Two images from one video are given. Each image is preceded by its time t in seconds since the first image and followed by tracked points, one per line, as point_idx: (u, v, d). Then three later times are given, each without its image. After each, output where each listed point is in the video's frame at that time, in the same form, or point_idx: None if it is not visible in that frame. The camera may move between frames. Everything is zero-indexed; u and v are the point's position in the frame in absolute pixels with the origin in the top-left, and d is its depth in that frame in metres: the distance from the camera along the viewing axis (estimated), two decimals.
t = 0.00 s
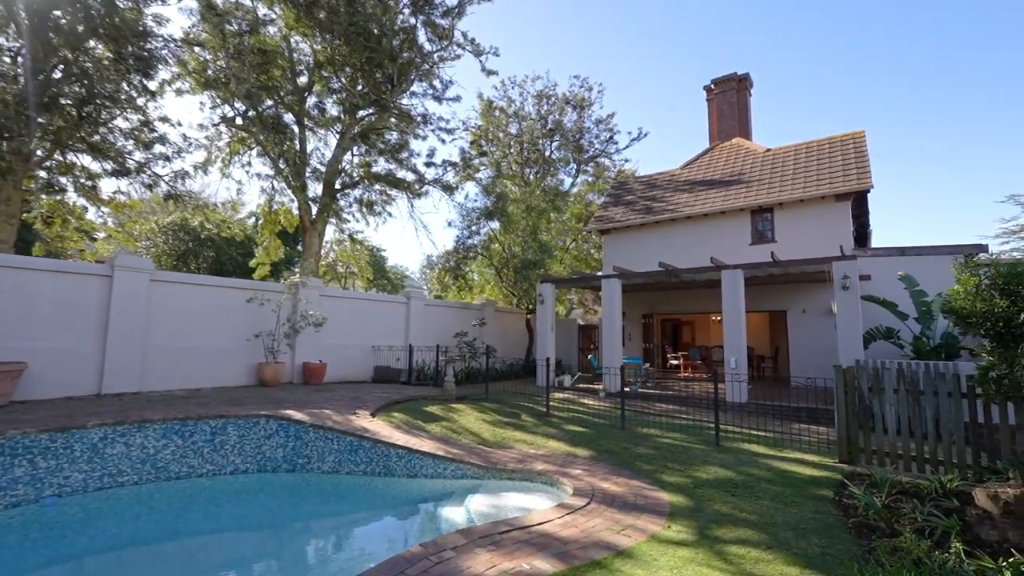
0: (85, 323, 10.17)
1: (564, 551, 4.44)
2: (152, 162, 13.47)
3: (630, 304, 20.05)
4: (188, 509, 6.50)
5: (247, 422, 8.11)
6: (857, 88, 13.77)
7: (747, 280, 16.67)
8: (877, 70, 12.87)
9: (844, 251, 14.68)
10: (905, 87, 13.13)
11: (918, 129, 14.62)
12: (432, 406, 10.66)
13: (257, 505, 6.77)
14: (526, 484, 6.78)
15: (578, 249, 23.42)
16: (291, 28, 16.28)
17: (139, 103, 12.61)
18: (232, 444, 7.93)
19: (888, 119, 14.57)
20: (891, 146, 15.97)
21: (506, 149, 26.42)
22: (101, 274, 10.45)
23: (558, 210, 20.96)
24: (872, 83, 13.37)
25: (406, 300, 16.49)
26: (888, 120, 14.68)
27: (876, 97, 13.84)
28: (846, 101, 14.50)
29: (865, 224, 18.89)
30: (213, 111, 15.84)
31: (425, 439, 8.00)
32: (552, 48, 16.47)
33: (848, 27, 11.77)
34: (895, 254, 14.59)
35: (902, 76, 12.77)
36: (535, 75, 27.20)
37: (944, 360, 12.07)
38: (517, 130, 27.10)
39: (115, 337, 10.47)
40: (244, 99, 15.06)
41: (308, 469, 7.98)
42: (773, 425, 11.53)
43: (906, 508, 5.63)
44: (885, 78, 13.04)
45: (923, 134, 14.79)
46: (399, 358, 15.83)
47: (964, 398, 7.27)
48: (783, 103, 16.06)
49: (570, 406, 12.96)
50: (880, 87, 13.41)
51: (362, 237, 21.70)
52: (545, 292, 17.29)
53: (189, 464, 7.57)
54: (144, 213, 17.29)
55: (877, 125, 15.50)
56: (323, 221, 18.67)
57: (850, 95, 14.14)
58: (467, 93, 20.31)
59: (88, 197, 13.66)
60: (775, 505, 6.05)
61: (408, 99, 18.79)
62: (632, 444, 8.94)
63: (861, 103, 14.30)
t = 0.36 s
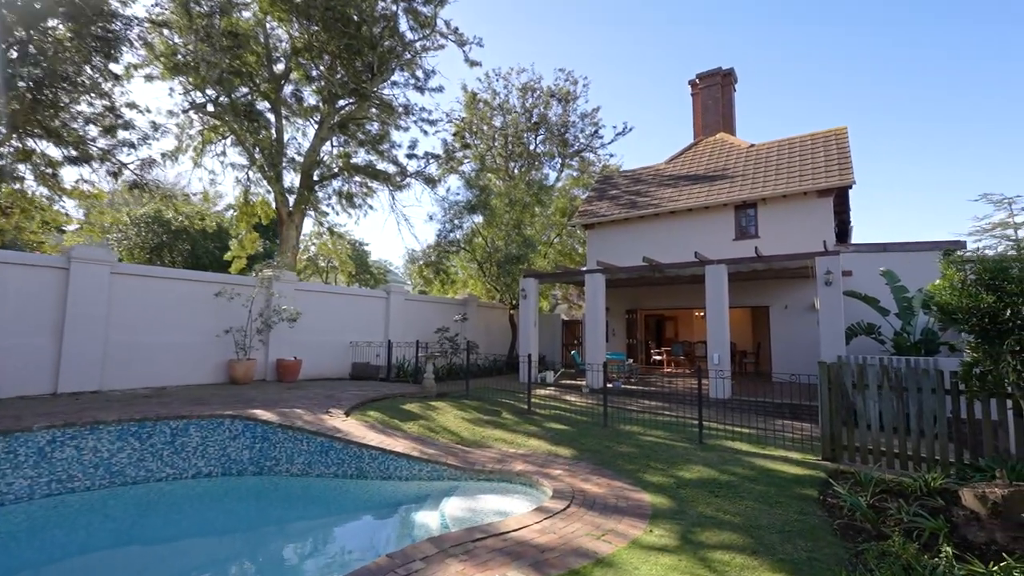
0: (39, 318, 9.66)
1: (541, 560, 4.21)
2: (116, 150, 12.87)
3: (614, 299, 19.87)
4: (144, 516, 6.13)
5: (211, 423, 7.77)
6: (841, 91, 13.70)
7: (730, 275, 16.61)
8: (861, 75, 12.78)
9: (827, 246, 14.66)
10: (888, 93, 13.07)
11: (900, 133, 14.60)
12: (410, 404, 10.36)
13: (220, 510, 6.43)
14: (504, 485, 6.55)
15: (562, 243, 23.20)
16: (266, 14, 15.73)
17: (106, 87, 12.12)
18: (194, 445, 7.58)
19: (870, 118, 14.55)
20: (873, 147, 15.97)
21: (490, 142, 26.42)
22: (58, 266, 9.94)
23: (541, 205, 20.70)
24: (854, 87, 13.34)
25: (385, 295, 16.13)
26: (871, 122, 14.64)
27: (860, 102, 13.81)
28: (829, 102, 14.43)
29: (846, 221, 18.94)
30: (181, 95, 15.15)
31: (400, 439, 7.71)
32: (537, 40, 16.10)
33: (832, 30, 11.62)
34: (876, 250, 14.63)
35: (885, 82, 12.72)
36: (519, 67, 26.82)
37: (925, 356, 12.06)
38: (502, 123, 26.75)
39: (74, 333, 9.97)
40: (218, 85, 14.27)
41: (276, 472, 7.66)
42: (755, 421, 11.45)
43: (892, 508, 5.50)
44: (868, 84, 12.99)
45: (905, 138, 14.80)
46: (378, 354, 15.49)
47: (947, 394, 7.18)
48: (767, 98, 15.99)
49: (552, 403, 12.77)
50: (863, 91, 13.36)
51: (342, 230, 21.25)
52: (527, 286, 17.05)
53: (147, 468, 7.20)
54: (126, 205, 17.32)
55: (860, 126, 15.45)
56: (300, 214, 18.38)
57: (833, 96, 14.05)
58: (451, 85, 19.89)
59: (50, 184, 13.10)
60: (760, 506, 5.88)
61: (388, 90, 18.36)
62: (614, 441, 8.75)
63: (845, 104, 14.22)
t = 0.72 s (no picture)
0: None
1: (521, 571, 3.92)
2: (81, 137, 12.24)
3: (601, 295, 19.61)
4: (97, 523, 5.74)
5: (173, 424, 7.41)
6: (829, 88, 13.57)
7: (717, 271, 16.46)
8: (851, 74, 12.65)
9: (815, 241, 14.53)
10: (882, 94, 12.92)
11: (887, 131, 14.51)
12: (390, 402, 10.00)
13: (182, 516, 6.05)
14: (485, 487, 6.24)
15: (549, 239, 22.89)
16: None
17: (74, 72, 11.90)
18: (155, 448, 7.20)
19: (858, 114, 14.45)
20: (859, 144, 15.89)
21: (476, 136, 26.09)
22: (13, 257, 9.42)
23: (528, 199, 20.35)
24: (844, 86, 13.20)
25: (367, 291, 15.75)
26: (860, 119, 14.58)
27: (852, 103, 13.68)
28: (818, 98, 14.30)
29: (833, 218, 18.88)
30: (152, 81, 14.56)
31: (377, 440, 7.36)
32: (524, 32, 15.65)
33: (820, 28, 11.48)
34: (863, 246, 14.55)
35: (875, 82, 12.58)
36: (507, 60, 26.38)
37: (911, 352, 11.97)
38: (488, 117, 26.32)
39: (30, 328, 9.46)
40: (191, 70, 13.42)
41: (243, 475, 7.29)
42: (743, 419, 11.27)
43: (887, 510, 5.29)
44: (862, 85, 12.87)
45: (890, 136, 14.69)
46: (359, 351, 15.09)
47: (941, 391, 7.00)
48: (755, 92, 15.82)
49: (537, 400, 12.48)
50: (851, 90, 13.22)
51: (323, 224, 20.74)
52: (513, 282, 16.76)
53: (103, 472, 6.79)
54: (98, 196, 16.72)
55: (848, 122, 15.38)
56: (279, 207, 18.28)
57: (821, 94, 13.93)
58: (436, 77, 19.40)
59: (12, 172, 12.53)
60: (752, 508, 5.64)
61: (371, 81, 17.86)
62: (600, 441, 8.48)
63: (835, 101, 14.09)
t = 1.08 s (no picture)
0: None
1: None
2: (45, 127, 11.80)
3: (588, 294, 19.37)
4: (44, 541, 5.34)
5: (132, 434, 7.00)
6: (817, 89, 13.46)
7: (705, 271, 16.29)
8: (838, 75, 12.53)
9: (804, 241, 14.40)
10: (870, 96, 12.81)
11: (875, 133, 14.45)
12: (369, 406, 9.63)
13: (140, 532, 5.66)
14: (466, 498, 5.93)
15: (537, 238, 22.60)
16: None
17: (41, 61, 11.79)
18: (112, 459, 6.80)
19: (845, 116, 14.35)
20: (846, 145, 15.81)
21: (464, 133, 25.72)
22: None
23: (514, 197, 20.05)
24: (831, 87, 13.08)
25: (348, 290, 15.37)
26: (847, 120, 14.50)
27: (841, 104, 13.57)
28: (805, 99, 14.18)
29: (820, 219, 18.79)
30: (122, 71, 13.84)
31: (352, 448, 7.01)
32: (510, 31, 15.30)
33: (808, 29, 11.30)
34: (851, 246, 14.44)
35: (863, 83, 12.47)
36: (495, 57, 26.08)
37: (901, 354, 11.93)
38: (476, 114, 25.96)
39: None
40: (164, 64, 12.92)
41: (208, 487, 6.90)
42: (732, 422, 11.06)
43: (884, 522, 5.07)
44: (850, 86, 12.75)
45: (878, 137, 14.64)
46: (340, 353, 14.68)
47: (936, 395, 6.79)
48: (743, 91, 15.66)
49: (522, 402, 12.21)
50: (838, 92, 13.10)
51: (306, 222, 20.26)
52: (499, 281, 16.45)
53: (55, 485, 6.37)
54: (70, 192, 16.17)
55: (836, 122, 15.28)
56: (259, 204, 17.81)
57: (809, 94, 13.81)
58: (423, 73, 18.98)
59: None
60: (745, 520, 5.38)
61: (353, 74, 17.42)
62: (587, 446, 8.19)
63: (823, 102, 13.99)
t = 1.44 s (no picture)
0: None
1: None
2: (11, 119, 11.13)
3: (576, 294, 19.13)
4: None
5: (88, 442, 6.69)
6: (803, 89, 13.35)
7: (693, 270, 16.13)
8: (826, 74, 12.41)
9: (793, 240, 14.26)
10: (857, 97, 12.72)
11: (864, 133, 14.36)
12: (348, 410, 9.30)
13: (94, 546, 5.33)
14: (444, 507, 5.65)
15: (525, 237, 22.33)
16: None
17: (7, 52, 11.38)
18: (66, 468, 6.46)
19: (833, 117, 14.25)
20: (835, 145, 15.72)
21: (451, 131, 25.35)
22: None
23: (502, 195, 19.77)
24: (818, 88, 12.98)
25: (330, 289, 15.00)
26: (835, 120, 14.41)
27: (829, 104, 13.47)
28: (793, 99, 14.07)
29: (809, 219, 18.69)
30: (95, 63, 13.39)
31: (325, 454, 6.69)
32: (498, 28, 15.03)
33: (796, 28, 11.16)
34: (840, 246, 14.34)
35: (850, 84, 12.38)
36: (483, 54, 25.80)
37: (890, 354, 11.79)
38: (464, 112, 25.64)
39: None
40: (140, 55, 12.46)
41: (171, 496, 6.58)
42: (720, 424, 10.86)
43: (878, 530, 4.87)
44: (837, 87, 12.64)
45: (867, 137, 14.55)
46: (321, 353, 14.34)
47: (930, 396, 6.59)
48: (732, 89, 15.52)
49: (507, 404, 11.95)
50: (826, 92, 13.00)
51: (289, 220, 19.80)
52: (486, 281, 16.19)
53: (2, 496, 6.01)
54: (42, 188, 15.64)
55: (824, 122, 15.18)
56: (239, 201, 17.33)
57: (796, 94, 13.69)
58: (410, 69, 18.62)
59: None
60: (735, 529, 5.16)
61: (336, 69, 17.03)
62: (572, 450, 7.93)
63: (810, 102, 13.89)
